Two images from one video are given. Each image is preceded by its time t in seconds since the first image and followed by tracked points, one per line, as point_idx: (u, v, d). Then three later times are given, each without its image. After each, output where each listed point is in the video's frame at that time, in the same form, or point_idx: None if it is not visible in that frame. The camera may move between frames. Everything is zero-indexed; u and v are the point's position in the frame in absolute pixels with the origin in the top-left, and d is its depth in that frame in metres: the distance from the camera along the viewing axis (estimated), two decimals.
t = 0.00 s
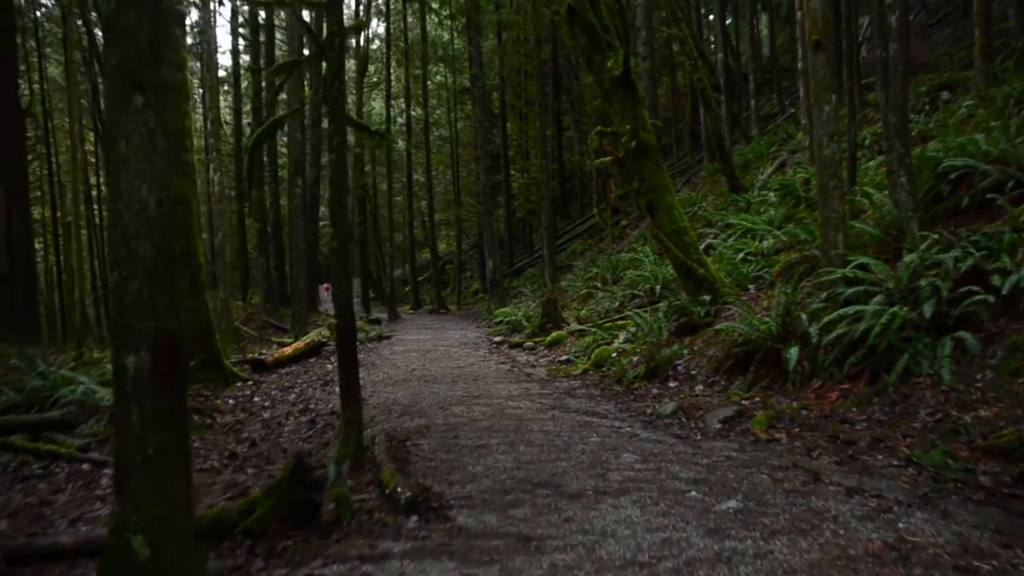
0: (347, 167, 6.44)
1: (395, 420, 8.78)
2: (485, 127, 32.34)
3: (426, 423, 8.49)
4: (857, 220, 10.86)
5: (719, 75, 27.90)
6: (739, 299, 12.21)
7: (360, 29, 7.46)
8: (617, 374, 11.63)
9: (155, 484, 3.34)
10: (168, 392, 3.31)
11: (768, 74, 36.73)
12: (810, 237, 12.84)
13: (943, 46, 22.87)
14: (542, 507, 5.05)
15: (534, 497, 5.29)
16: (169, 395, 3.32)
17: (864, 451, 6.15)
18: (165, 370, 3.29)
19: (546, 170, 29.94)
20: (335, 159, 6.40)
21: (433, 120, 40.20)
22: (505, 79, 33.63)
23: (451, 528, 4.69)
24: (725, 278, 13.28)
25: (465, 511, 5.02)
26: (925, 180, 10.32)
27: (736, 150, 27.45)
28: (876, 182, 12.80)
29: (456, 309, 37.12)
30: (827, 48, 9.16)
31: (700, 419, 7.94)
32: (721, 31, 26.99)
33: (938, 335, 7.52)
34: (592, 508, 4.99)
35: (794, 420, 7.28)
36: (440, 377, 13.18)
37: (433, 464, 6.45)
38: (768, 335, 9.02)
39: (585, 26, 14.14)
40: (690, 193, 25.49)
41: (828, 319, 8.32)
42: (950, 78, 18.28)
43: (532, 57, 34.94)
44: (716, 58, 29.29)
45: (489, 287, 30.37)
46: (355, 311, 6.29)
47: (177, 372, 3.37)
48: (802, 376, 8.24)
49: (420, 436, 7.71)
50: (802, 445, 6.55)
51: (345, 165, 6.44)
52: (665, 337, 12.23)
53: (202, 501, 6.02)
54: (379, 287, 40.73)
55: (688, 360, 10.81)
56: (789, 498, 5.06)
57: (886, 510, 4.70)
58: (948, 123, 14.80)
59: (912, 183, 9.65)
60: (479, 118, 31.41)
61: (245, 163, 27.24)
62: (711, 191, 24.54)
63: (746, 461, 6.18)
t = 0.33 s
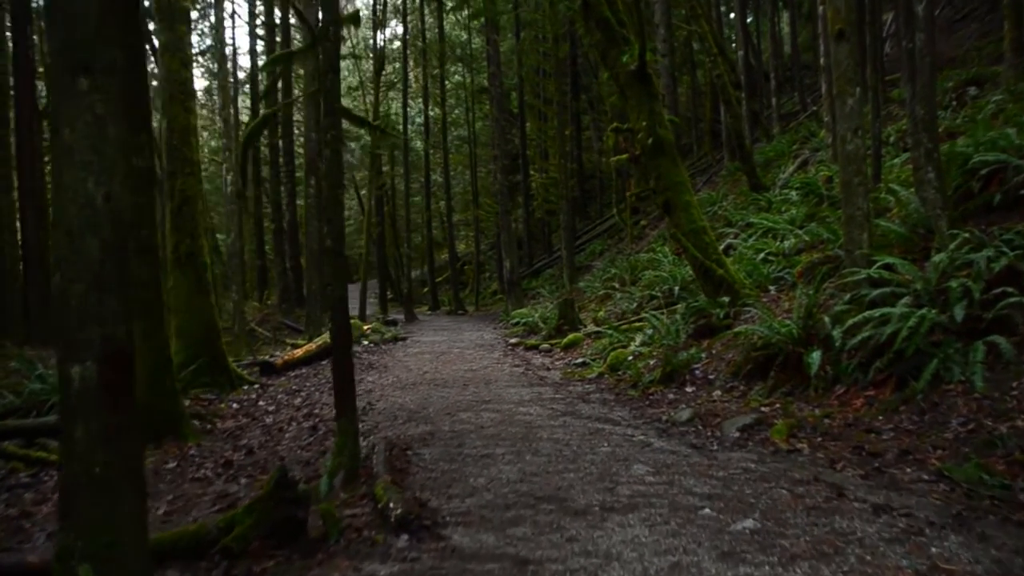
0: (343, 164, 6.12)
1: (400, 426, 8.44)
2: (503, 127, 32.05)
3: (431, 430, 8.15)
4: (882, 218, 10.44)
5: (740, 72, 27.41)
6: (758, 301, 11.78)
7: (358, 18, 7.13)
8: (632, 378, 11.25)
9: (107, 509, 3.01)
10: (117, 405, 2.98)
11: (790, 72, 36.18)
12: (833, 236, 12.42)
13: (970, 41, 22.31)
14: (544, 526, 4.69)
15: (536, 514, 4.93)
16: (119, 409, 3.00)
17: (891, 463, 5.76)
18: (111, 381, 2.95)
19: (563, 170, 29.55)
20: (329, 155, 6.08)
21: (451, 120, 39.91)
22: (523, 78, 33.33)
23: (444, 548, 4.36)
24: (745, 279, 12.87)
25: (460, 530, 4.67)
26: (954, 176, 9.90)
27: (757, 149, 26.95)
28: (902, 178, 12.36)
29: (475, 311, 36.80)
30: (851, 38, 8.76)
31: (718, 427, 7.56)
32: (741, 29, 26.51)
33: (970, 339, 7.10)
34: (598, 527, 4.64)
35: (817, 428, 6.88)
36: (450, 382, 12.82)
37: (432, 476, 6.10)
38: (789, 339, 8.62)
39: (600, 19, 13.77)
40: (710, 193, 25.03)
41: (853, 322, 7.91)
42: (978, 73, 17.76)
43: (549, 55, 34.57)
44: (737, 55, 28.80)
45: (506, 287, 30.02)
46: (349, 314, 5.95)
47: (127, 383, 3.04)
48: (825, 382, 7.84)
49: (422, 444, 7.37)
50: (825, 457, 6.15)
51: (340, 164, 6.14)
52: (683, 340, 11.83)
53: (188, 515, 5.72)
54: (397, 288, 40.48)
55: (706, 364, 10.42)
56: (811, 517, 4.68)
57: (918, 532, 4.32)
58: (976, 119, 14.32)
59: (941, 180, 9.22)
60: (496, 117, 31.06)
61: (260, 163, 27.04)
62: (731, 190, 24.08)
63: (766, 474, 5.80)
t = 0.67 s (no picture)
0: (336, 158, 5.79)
1: (403, 433, 8.12)
2: (522, 126, 31.72)
3: (435, 437, 7.80)
4: (909, 216, 10.01)
5: (760, 69, 26.92)
6: (779, 303, 11.36)
7: (355, 9, 6.80)
8: (648, 381, 10.86)
9: (41, 570, 2.21)
10: (53, 422, 2.24)
11: (812, 69, 35.65)
12: (858, 235, 11.97)
13: (998, 35, 21.76)
14: (543, 547, 4.34)
15: (535, 532, 4.58)
16: (54, 426, 2.26)
17: (921, 478, 5.36)
18: (45, 392, 2.22)
19: (581, 169, 29.18)
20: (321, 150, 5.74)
21: (469, 120, 39.65)
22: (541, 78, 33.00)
23: (433, 570, 4.03)
24: (766, 280, 12.45)
25: (451, 551, 4.33)
26: (984, 171, 9.47)
27: (779, 147, 26.48)
28: (929, 174, 11.90)
29: (494, 311, 36.52)
30: (876, 27, 8.36)
31: (735, 436, 7.16)
32: (762, 26, 26.01)
33: (1004, 344, 6.67)
34: (600, 548, 4.29)
35: (840, 439, 6.47)
36: (461, 385, 12.47)
37: (430, 489, 5.76)
38: (810, 342, 8.19)
39: (614, 13, 13.40)
40: (731, 192, 24.57)
41: (879, 325, 7.49)
42: (1008, 67, 17.25)
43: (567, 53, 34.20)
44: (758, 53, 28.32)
45: (524, 288, 29.70)
46: (344, 317, 5.61)
47: (62, 400, 2.30)
48: (849, 389, 7.45)
49: (424, 453, 7.03)
50: (849, 469, 5.76)
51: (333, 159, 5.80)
52: (700, 343, 11.42)
53: (173, 528, 5.42)
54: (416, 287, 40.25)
55: (723, 368, 10.03)
56: (833, 540, 4.29)
57: (956, 560, 3.91)
58: (1006, 114, 13.83)
59: (970, 175, 8.79)
60: (513, 116, 30.70)
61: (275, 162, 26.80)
62: (752, 189, 23.62)
63: (783, 488, 5.40)
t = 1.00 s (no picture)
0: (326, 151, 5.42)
1: (403, 440, 7.76)
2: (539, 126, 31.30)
3: (437, 445, 7.44)
4: (937, 214, 9.56)
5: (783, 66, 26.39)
6: (800, 304, 10.95)
7: None
8: (663, 385, 10.48)
9: None
10: None
11: (835, 67, 35.07)
12: (882, 234, 11.53)
13: None
14: (537, 572, 3.98)
15: (529, 557, 4.20)
16: None
17: (953, 495, 4.95)
18: None
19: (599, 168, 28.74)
20: (309, 142, 5.39)
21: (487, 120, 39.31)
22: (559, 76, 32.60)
23: None
24: (787, 280, 12.02)
25: None
26: (1018, 167, 9.02)
27: (802, 145, 25.94)
28: (957, 170, 11.43)
29: (512, 312, 36.15)
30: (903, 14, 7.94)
31: (751, 446, 6.76)
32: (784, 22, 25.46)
33: None
34: None
35: (864, 450, 6.07)
36: (472, 388, 12.13)
37: (424, 503, 5.40)
38: (832, 347, 7.77)
39: (630, 6, 13.03)
40: (752, 191, 24.05)
41: (906, 329, 7.06)
42: None
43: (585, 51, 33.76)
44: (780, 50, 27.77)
45: (542, 289, 29.31)
46: (332, 320, 5.24)
47: None
48: (874, 396, 7.03)
49: (424, 463, 6.67)
50: (874, 484, 5.36)
51: (323, 151, 5.47)
52: (718, 345, 11.01)
53: (150, 544, 5.10)
54: (433, 287, 39.95)
55: (741, 373, 9.63)
56: (858, 569, 3.89)
57: None
58: None
59: (1003, 171, 8.35)
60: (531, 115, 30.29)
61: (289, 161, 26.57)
62: (773, 187, 23.13)
63: (803, 505, 5.00)
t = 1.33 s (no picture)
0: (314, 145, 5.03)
1: (404, 448, 7.42)
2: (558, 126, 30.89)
3: (438, 454, 7.08)
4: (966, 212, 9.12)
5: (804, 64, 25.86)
6: (822, 306, 10.53)
7: None
8: (678, 390, 10.09)
9: None
10: None
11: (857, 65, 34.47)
12: (908, 233, 11.08)
13: None
14: None
15: None
16: None
17: (989, 516, 4.54)
18: None
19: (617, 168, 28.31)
20: (297, 134, 5.00)
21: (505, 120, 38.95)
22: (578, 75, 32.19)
23: None
24: (808, 281, 11.60)
25: None
26: None
27: (824, 143, 25.41)
28: (986, 166, 10.96)
29: (531, 312, 35.77)
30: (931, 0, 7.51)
31: (768, 458, 6.36)
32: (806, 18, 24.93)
33: None
34: None
35: (889, 463, 5.67)
36: (481, 392, 11.78)
37: (416, 519, 5.05)
38: (855, 351, 7.36)
39: None
40: (773, 191, 23.54)
41: (934, 334, 6.64)
42: None
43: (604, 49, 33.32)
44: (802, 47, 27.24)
45: (559, 290, 28.91)
46: (319, 324, 4.88)
47: None
48: (900, 405, 6.62)
49: (422, 474, 6.31)
50: (901, 502, 4.96)
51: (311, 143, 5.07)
52: (736, 349, 10.61)
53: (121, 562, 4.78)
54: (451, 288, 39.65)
55: (759, 377, 9.22)
56: None
57: None
58: None
59: None
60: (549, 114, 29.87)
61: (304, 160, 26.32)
62: (795, 186, 22.64)
63: (825, 526, 4.60)
